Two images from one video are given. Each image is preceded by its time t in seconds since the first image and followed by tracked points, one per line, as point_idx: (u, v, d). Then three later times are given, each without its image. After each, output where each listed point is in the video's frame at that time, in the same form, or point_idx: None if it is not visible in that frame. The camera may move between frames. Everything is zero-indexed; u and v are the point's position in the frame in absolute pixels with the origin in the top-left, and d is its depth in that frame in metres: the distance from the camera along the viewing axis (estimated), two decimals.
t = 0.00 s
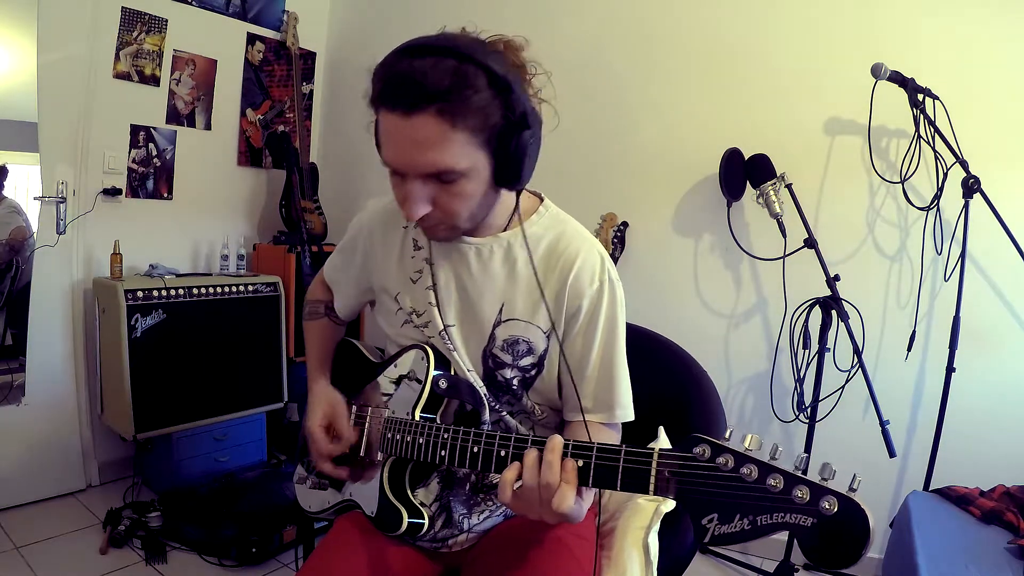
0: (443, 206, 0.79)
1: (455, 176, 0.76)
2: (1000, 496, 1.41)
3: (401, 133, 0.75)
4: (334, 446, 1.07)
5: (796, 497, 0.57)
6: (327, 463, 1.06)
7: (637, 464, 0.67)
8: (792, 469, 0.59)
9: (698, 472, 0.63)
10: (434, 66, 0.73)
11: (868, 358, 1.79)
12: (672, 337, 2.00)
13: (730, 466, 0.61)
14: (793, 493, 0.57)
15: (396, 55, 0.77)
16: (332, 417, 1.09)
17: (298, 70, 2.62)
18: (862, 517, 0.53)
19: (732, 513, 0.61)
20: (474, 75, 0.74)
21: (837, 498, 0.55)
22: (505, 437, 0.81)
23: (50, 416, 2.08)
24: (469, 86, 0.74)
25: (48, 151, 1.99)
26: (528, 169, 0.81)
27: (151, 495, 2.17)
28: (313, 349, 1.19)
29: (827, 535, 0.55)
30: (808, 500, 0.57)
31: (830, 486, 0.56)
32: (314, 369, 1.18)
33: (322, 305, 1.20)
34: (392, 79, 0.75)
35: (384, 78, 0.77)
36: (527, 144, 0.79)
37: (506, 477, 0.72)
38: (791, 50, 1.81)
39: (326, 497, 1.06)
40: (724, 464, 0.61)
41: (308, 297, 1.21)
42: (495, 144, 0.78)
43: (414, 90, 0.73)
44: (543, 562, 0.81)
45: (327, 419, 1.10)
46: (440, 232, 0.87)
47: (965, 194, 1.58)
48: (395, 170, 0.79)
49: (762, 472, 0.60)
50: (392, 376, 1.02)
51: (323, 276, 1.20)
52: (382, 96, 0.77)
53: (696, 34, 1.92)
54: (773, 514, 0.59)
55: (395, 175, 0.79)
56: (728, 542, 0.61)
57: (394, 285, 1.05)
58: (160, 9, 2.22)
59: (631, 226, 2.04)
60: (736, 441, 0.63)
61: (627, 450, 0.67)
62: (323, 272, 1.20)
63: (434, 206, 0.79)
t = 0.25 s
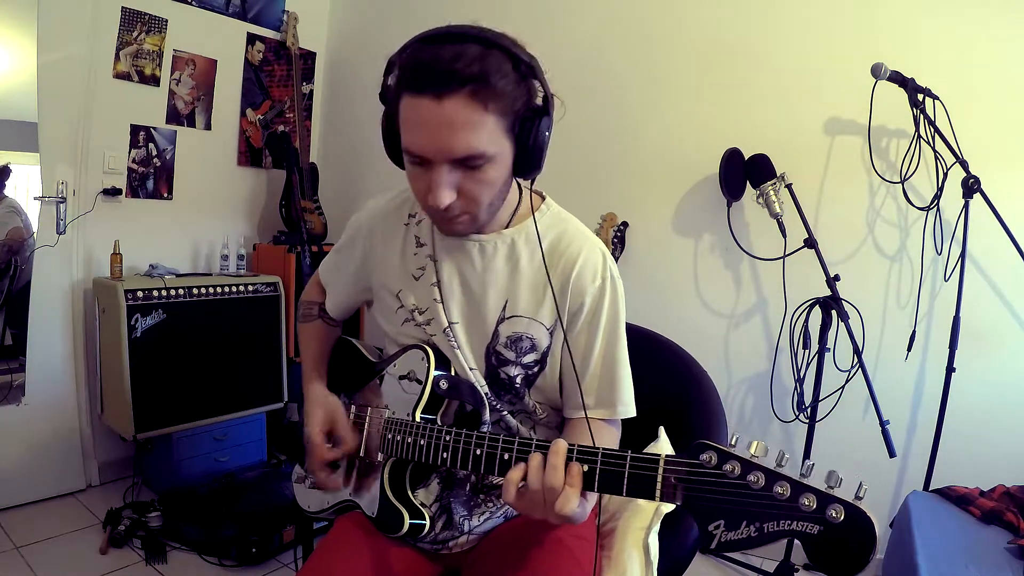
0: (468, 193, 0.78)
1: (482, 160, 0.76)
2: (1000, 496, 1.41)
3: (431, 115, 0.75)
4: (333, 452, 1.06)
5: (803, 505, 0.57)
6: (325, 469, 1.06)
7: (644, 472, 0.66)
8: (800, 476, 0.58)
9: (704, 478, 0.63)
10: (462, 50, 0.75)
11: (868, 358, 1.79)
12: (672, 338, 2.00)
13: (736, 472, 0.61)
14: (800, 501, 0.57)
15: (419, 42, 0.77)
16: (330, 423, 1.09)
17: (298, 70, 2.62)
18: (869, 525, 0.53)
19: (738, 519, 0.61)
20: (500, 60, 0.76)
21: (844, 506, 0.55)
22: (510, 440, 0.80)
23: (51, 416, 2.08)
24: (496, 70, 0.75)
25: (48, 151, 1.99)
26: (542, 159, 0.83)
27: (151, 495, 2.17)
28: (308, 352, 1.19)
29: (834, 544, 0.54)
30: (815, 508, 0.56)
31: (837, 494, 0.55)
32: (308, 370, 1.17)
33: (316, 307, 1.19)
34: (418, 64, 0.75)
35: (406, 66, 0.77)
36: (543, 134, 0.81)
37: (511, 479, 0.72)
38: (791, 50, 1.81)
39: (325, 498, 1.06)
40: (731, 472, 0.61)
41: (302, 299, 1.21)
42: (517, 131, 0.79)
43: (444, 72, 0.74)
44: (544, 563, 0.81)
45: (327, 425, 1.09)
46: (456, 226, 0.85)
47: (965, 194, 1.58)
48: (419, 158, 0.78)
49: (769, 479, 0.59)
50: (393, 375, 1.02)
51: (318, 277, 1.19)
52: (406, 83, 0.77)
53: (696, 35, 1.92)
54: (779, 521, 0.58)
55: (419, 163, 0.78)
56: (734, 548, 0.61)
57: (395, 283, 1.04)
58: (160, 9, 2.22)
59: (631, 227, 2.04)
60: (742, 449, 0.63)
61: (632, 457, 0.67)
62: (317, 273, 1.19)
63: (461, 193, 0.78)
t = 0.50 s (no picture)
0: (447, 195, 0.79)
1: (462, 164, 0.77)
2: (1000, 496, 1.41)
3: (410, 118, 0.75)
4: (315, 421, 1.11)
5: (804, 515, 0.56)
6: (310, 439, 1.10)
7: (647, 477, 0.67)
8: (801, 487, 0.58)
9: (705, 486, 0.63)
10: (444, 55, 0.74)
11: (868, 358, 1.80)
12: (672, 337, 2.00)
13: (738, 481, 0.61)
14: (801, 510, 0.57)
15: (406, 44, 0.78)
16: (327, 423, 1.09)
17: (298, 70, 2.62)
18: (870, 536, 0.52)
19: (739, 527, 0.61)
20: (483, 65, 0.75)
21: (845, 517, 0.54)
22: (512, 444, 0.80)
23: (51, 416, 2.08)
24: (479, 76, 0.75)
25: (48, 151, 1.99)
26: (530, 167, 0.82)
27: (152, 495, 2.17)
28: (308, 343, 1.19)
29: (833, 554, 0.54)
30: (816, 518, 0.56)
31: (839, 505, 0.55)
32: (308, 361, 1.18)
33: (321, 301, 1.20)
34: (402, 67, 0.76)
35: (392, 69, 0.78)
36: (530, 140, 0.80)
37: (511, 484, 0.73)
38: (791, 50, 1.81)
39: (326, 497, 1.06)
40: (733, 480, 0.61)
41: (309, 295, 1.23)
42: (500, 135, 0.79)
43: (425, 76, 0.74)
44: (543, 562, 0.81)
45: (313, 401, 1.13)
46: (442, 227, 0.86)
47: (965, 194, 1.58)
48: (401, 159, 0.79)
49: (771, 488, 0.59)
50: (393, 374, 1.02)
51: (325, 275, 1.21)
52: (391, 84, 0.78)
53: (696, 34, 1.92)
54: (779, 530, 0.58)
55: (400, 164, 0.79)
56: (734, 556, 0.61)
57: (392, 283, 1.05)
58: (160, 9, 2.22)
59: (631, 227, 2.04)
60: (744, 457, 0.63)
61: (635, 462, 0.67)
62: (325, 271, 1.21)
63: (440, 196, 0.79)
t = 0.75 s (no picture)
0: (428, 187, 0.79)
1: (439, 154, 0.77)
2: (1000, 496, 1.41)
3: (389, 109, 0.77)
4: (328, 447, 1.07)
5: (797, 505, 0.55)
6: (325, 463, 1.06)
7: (640, 469, 0.66)
8: (795, 477, 0.57)
9: (698, 477, 0.62)
10: (421, 48, 0.76)
11: (868, 359, 1.79)
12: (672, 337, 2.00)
13: (731, 472, 0.60)
14: (794, 500, 0.56)
15: (390, 43, 0.81)
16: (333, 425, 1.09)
17: (298, 70, 2.62)
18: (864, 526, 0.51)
19: (731, 519, 0.60)
20: (460, 56, 0.77)
21: (839, 508, 0.53)
22: (508, 440, 0.80)
23: (51, 416, 2.08)
24: (455, 66, 0.76)
25: (48, 151, 1.99)
26: (515, 163, 0.80)
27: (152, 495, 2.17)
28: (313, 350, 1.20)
29: (827, 546, 0.53)
30: (810, 509, 0.55)
31: (833, 495, 0.54)
32: (314, 370, 1.18)
33: (321, 308, 1.21)
34: (384, 62, 0.78)
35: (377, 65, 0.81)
36: (512, 133, 0.78)
37: (507, 477, 0.73)
38: (791, 50, 1.81)
39: (326, 498, 1.06)
40: (726, 471, 0.60)
41: (308, 299, 1.22)
42: (481, 127, 0.79)
43: (403, 69, 0.76)
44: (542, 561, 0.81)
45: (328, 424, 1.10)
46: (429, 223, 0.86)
47: (965, 194, 1.58)
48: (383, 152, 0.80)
49: (764, 479, 0.58)
50: (392, 375, 1.02)
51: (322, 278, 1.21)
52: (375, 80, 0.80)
53: (696, 34, 1.92)
54: (772, 521, 0.57)
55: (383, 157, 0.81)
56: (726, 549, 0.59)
57: (393, 281, 1.05)
58: (160, 9, 2.22)
59: (631, 227, 2.04)
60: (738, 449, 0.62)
61: (630, 454, 0.67)
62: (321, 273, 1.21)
63: (420, 187, 0.79)
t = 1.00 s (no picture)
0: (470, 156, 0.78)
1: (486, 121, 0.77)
2: (1000, 496, 1.41)
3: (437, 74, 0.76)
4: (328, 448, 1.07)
5: (802, 495, 0.56)
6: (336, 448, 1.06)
7: (643, 463, 0.67)
8: (799, 466, 0.58)
9: (704, 469, 0.63)
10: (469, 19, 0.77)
11: (868, 359, 1.80)
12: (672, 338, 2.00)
13: (736, 463, 0.61)
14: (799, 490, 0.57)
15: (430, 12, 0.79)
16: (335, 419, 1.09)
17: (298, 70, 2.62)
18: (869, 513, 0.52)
19: (737, 510, 0.60)
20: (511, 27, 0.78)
21: (844, 495, 0.54)
22: (510, 435, 0.80)
23: (51, 416, 2.08)
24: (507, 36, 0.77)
25: (48, 151, 1.99)
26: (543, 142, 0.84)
27: (152, 495, 2.17)
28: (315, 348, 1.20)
29: (833, 534, 0.54)
30: (814, 497, 0.56)
31: (837, 483, 0.55)
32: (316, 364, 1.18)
33: (323, 305, 1.21)
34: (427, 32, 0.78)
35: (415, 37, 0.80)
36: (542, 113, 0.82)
37: (513, 470, 0.73)
38: (791, 50, 1.81)
39: (325, 497, 1.07)
40: (730, 462, 0.62)
41: (309, 297, 1.23)
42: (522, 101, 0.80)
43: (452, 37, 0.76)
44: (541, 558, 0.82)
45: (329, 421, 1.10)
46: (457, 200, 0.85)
47: (965, 194, 1.58)
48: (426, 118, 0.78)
49: (769, 470, 0.60)
50: (393, 373, 1.02)
51: (324, 276, 1.22)
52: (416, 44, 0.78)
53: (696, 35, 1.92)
54: (779, 511, 0.58)
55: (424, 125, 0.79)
56: (733, 540, 0.60)
57: (399, 272, 1.03)
58: (160, 9, 2.22)
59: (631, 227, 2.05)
60: (742, 440, 0.63)
61: (632, 448, 0.68)
62: (323, 271, 1.21)
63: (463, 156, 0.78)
